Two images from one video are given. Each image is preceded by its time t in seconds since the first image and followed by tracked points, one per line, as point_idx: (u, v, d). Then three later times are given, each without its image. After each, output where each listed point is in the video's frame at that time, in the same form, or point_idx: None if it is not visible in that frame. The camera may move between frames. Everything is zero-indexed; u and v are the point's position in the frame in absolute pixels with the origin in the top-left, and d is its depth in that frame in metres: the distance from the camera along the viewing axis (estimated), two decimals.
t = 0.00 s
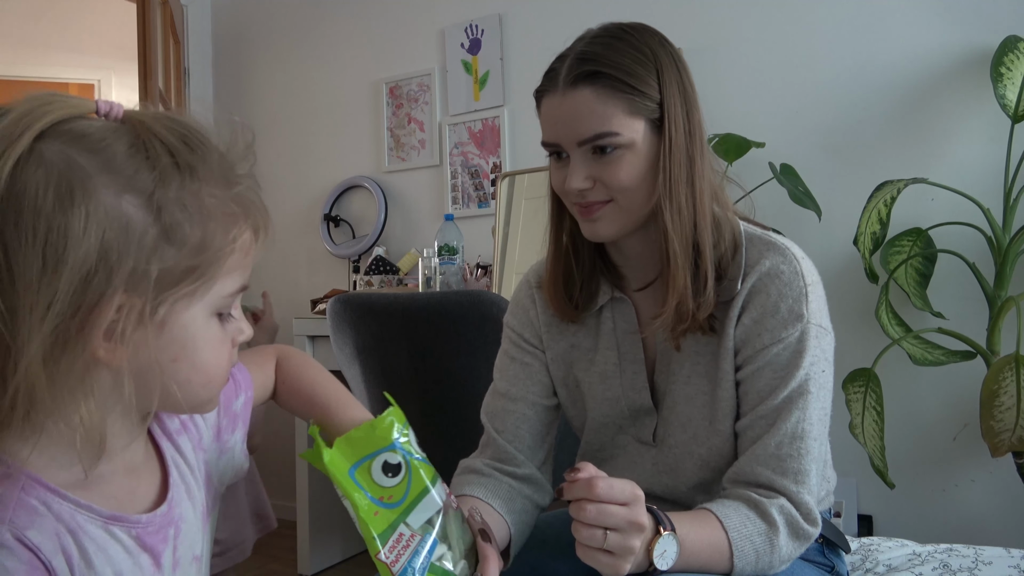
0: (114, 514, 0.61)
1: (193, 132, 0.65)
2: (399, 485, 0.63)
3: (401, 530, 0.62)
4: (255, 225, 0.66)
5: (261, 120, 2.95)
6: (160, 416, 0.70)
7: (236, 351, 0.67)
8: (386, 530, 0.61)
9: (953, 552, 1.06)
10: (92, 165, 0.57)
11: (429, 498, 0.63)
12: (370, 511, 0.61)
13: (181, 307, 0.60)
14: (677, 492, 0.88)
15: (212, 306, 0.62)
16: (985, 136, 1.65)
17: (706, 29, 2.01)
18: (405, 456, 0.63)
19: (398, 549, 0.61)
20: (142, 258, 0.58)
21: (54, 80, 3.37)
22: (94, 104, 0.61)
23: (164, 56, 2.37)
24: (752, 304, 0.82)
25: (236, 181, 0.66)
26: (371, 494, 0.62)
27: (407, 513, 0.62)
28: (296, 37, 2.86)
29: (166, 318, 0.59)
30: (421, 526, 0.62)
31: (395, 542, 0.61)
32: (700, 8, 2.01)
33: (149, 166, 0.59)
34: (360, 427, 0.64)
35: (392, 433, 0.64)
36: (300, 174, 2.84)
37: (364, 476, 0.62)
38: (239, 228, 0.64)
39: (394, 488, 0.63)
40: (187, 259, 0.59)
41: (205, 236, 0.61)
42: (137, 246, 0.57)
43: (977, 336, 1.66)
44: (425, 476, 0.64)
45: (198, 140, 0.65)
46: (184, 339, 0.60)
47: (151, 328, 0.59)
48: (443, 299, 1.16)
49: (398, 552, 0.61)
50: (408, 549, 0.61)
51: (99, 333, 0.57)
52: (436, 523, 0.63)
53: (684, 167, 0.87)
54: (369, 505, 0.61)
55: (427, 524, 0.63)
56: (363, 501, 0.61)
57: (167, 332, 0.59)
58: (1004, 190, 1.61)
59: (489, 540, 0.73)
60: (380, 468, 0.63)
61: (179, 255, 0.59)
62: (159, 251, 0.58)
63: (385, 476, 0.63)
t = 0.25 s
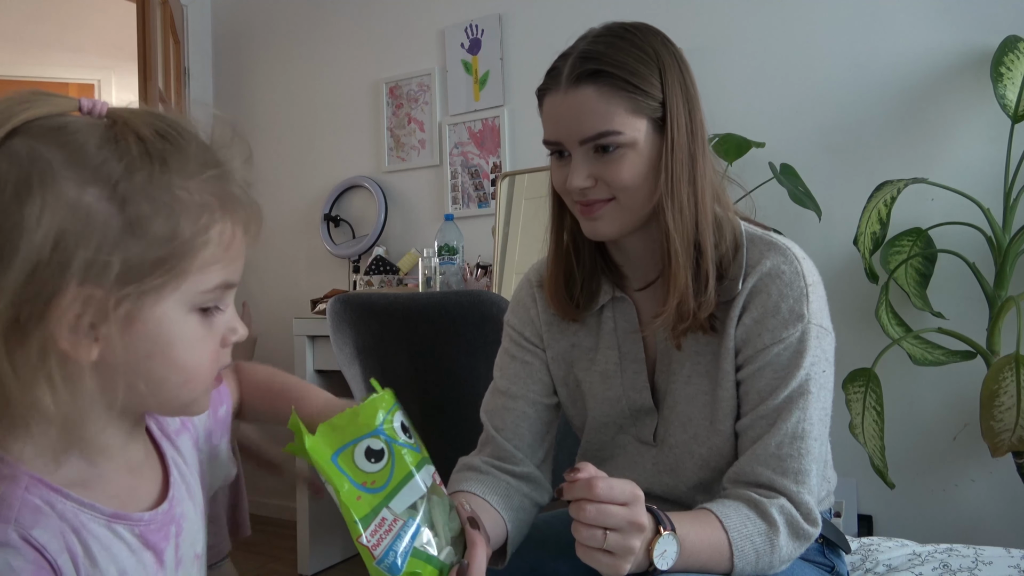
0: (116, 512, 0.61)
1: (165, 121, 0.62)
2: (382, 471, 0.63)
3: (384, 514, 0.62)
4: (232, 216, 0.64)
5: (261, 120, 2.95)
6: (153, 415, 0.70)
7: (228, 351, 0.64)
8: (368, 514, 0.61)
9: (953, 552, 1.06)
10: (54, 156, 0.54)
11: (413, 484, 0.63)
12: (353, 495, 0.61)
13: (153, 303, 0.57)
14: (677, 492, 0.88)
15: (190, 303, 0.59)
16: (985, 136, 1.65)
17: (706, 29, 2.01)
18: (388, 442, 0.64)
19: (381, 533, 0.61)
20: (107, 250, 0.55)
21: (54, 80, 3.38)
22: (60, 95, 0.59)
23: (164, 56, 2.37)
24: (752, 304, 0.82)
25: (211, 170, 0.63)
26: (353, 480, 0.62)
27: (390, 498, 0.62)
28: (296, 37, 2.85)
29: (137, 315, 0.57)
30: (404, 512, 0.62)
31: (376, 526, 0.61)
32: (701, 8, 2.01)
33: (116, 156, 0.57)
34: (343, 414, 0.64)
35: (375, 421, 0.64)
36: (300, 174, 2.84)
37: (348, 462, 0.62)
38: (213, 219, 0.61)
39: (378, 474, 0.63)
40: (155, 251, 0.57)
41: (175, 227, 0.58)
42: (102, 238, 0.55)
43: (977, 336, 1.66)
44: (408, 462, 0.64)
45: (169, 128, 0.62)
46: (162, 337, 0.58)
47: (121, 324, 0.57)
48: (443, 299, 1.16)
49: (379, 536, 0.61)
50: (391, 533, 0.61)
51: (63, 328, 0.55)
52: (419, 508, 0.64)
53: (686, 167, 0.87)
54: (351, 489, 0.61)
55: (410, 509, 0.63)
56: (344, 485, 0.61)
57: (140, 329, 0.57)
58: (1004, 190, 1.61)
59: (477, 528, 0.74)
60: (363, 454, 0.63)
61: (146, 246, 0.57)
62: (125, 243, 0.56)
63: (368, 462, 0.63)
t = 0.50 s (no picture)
0: (106, 506, 0.62)
1: (140, 122, 0.66)
2: (400, 485, 0.63)
3: (399, 530, 0.62)
4: (201, 215, 0.65)
5: (261, 120, 2.95)
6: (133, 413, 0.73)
7: (201, 352, 0.65)
8: (383, 529, 0.61)
9: (953, 552, 1.06)
10: (21, 147, 0.58)
11: (429, 500, 0.64)
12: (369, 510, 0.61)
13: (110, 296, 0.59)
14: (678, 491, 0.88)
15: (153, 299, 0.61)
16: (984, 136, 1.65)
17: (706, 29, 2.01)
18: (408, 456, 0.64)
19: (395, 549, 0.61)
20: (64, 238, 0.57)
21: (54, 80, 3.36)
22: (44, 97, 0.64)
23: (164, 56, 2.37)
24: (755, 304, 0.82)
25: (181, 170, 0.66)
26: (371, 493, 0.62)
27: (405, 514, 0.63)
28: (295, 37, 2.86)
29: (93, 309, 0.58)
30: (419, 528, 0.63)
31: (390, 542, 0.61)
32: (701, 8, 2.01)
33: (81, 148, 0.60)
34: (365, 424, 0.64)
35: (397, 434, 0.64)
36: (300, 174, 2.84)
37: (366, 473, 0.62)
38: (177, 214, 0.63)
39: (395, 488, 0.63)
40: (112, 242, 0.59)
41: (134, 218, 0.60)
42: (61, 226, 0.57)
43: (976, 336, 1.66)
44: (426, 476, 0.64)
45: (143, 130, 0.65)
46: (124, 333, 0.59)
47: (78, 318, 0.58)
48: (443, 299, 1.16)
49: (393, 552, 0.61)
50: (405, 549, 0.61)
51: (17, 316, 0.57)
52: (433, 524, 0.64)
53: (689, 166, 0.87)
54: (368, 503, 0.61)
55: (424, 525, 0.63)
56: (362, 499, 0.61)
57: (98, 322, 0.59)
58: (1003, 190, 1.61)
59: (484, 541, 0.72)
60: (382, 466, 0.63)
61: (103, 236, 0.58)
62: (83, 232, 0.58)
63: (386, 475, 0.63)
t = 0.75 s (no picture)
0: (84, 495, 0.69)
1: (106, 132, 0.72)
2: (421, 485, 0.63)
3: (417, 530, 0.62)
4: (163, 216, 0.71)
5: (261, 120, 2.95)
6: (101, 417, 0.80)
7: (168, 349, 0.70)
8: (402, 528, 0.61)
9: (953, 552, 1.06)
10: None
11: (448, 501, 0.64)
12: (390, 511, 0.61)
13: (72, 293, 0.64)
14: (681, 491, 0.88)
15: (118, 296, 0.66)
16: (984, 136, 1.65)
17: (706, 29, 2.01)
18: (429, 458, 0.63)
19: (413, 549, 0.61)
20: (29, 236, 0.63)
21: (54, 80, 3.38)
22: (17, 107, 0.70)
23: (164, 56, 2.37)
24: (762, 305, 0.82)
25: (143, 176, 0.72)
26: (392, 493, 0.62)
27: (424, 514, 0.62)
28: (296, 37, 2.86)
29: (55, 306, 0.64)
30: (437, 529, 0.63)
31: (409, 541, 0.61)
32: (701, 8, 2.01)
33: (48, 153, 0.66)
34: (390, 424, 0.63)
35: (420, 434, 0.63)
36: (300, 174, 2.84)
37: (387, 472, 0.62)
38: (139, 216, 0.69)
39: (415, 489, 0.62)
40: (75, 242, 0.64)
41: (96, 219, 0.66)
42: (26, 226, 0.63)
43: (976, 336, 1.66)
44: (445, 478, 0.64)
45: (108, 139, 0.72)
46: (88, 327, 0.64)
47: (43, 315, 0.63)
48: (443, 300, 1.17)
49: (412, 552, 0.61)
50: (422, 549, 0.62)
51: None
52: (451, 526, 0.64)
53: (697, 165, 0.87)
54: (389, 503, 0.61)
55: (441, 526, 0.63)
56: (382, 499, 0.61)
57: (62, 321, 0.64)
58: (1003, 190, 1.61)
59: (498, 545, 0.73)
60: (402, 468, 0.62)
61: (65, 236, 0.64)
62: (47, 232, 0.63)
63: (407, 475, 0.63)
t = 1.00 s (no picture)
0: (65, 483, 0.70)
1: (89, 137, 0.74)
2: (471, 490, 0.62)
3: (462, 533, 0.61)
4: (144, 216, 0.72)
5: (261, 120, 2.95)
6: (85, 408, 0.81)
7: (153, 345, 0.71)
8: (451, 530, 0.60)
9: (953, 552, 1.06)
10: None
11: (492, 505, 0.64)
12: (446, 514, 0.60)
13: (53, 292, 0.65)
14: (686, 490, 0.88)
15: (99, 293, 0.67)
16: (984, 136, 1.65)
17: (706, 29, 2.01)
18: (482, 466, 0.63)
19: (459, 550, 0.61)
20: (14, 237, 0.65)
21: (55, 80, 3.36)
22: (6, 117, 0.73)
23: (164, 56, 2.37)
24: (775, 305, 0.82)
25: (124, 178, 0.74)
26: (446, 496, 0.60)
27: (469, 518, 0.62)
28: (295, 38, 2.86)
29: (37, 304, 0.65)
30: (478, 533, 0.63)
31: (454, 542, 0.61)
32: (700, 8, 2.01)
33: (32, 159, 0.68)
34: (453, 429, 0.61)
35: (477, 442, 0.62)
36: (300, 174, 2.84)
37: (445, 477, 0.61)
38: (119, 216, 0.70)
39: (466, 493, 0.62)
40: (56, 242, 0.65)
41: (76, 220, 0.67)
42: (10, 228, 0.65)
43: (977, 336, 1.66)
44: (490, 484, 0.64)
45: (92, 144, 0.74)
46: (69, 324, 0.65)
47: (27, 311, 0.65)
48: (444, 300, 1.17)
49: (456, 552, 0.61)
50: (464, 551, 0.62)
51: None
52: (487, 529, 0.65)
53: (705, 162, 0.86)
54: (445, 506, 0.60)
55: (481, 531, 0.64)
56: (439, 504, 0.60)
57: (44, 316, 0.65)
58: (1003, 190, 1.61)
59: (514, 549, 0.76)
60: (459, 473, 0.61)
61: (46, 237, 0.65)
62: (30, 233, 0.65)
63: (460, 480, 0.62)
